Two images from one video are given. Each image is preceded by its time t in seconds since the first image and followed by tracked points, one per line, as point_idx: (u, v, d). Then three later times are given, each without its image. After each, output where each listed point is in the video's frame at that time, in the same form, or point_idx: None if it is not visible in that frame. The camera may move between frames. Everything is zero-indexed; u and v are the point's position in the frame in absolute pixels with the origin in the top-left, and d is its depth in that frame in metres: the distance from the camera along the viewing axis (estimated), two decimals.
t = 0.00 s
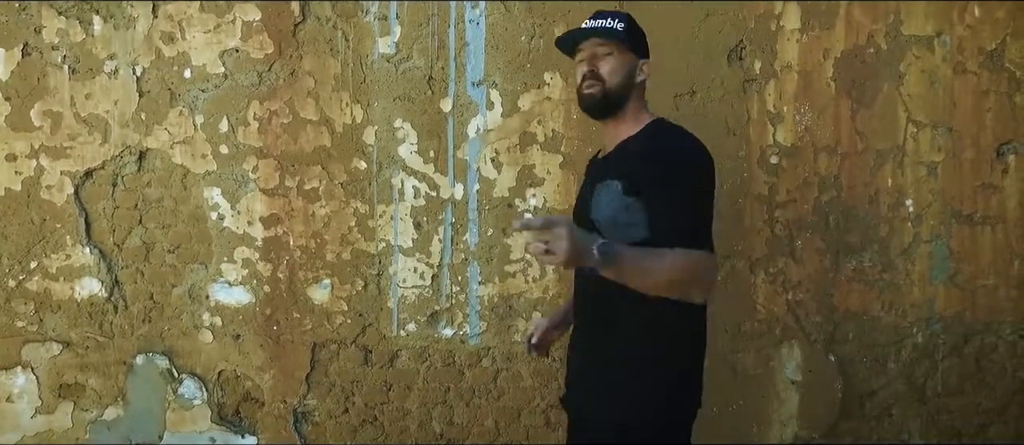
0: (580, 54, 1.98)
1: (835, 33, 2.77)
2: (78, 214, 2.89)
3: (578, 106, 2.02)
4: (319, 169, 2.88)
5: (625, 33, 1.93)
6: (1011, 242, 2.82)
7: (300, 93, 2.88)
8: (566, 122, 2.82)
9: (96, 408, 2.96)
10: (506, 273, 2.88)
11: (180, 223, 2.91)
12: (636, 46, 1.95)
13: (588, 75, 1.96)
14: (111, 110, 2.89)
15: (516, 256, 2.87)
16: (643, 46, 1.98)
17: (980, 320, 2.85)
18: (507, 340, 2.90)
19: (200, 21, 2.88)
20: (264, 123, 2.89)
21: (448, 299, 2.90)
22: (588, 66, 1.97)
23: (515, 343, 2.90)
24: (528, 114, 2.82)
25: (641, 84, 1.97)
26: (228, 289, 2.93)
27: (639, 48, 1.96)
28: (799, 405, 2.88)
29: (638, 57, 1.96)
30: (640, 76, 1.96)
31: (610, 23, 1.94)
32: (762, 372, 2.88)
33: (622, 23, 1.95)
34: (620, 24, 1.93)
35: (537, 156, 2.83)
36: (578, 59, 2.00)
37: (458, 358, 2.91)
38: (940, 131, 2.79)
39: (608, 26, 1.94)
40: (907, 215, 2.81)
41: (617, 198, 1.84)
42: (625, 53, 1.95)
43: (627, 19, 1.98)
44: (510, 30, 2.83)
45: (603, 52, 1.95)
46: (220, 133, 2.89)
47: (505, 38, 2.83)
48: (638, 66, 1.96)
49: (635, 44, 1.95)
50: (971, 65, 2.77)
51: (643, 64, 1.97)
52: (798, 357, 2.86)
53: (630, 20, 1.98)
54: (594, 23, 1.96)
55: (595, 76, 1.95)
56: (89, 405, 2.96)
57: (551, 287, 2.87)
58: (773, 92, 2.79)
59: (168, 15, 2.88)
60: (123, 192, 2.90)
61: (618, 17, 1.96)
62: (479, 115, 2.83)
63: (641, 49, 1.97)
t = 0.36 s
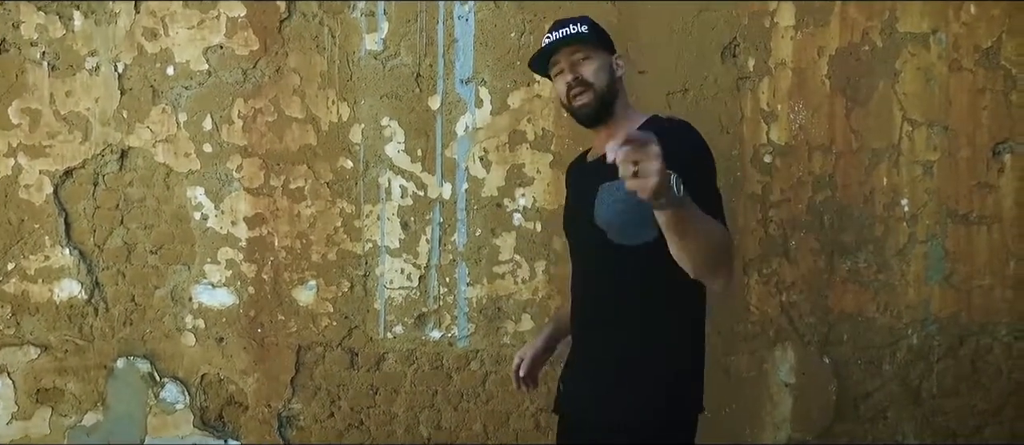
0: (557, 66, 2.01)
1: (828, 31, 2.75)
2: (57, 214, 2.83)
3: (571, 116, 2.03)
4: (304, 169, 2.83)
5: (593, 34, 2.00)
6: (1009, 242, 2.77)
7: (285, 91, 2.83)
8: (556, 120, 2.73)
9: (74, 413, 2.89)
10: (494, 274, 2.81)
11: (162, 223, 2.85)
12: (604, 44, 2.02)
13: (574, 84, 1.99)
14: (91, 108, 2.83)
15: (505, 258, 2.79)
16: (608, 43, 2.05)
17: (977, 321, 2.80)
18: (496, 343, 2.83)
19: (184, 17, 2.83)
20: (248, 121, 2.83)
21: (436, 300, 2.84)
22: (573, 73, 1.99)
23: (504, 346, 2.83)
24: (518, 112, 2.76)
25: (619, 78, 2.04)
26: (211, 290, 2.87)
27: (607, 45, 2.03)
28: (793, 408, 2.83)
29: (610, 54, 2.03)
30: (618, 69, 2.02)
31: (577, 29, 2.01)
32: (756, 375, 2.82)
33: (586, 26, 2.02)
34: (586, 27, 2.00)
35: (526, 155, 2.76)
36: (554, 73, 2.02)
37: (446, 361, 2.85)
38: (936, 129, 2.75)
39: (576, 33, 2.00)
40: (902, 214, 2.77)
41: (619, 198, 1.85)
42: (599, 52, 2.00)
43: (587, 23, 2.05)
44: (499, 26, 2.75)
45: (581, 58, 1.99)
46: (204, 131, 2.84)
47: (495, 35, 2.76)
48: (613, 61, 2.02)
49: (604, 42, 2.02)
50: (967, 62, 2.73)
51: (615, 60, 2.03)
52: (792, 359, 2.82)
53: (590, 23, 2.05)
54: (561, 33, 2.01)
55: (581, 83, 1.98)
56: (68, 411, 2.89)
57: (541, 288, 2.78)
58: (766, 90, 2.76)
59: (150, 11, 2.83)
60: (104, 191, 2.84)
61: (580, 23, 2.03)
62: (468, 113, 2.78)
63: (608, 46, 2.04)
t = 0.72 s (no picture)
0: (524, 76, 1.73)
1: (812, 27, 2.67)
2: (15, 217, 2.74)
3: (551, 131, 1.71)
4: (271, 169, 2.74)
5: (563, 30, 1.67)
6: (997, 244, 2.69)
7: (252, 88, 2.73)
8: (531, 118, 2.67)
9: (32, 423, 2.80)
10: (467, 277, 2.72)
11: (125, 224, 2.76)
12: (578, 39, 1.68)
13: (545, 95, 1.68)
14: (51, 105, 2.75)
15: (478, 260, 2.71)
16: (589, 38, 1.72)
17: (965, 324, 2.71)
18: (469, 349, 2.74)
19: (148, 12, 2.74)
20: (214, 119, 2.74)
21: (408, 304, 2.75)
22: (545, 81, 1.69)
23: (478, 351, 2.74)
24: (492, 110, 2.68)
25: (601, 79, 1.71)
26: (175, 295, 2.77)
27: (584, 40, 1.69)
28: (776, 415, 2.74)
29: (588, 51, 1.69)
30: (599, 68, 1.70)
31: (542, 27, 1.68)
32: (738, 380, 2.74)
33: (556, 23, 1.68)
34: (556, 25, 1.67)
35: (500, 154, 2.68)
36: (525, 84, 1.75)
37: (418, 366, 2.76)
38: (922, 127, 2.67)
39: (543, 32, 1.67)
40: (888, 215, 2.68)
41: (599, 221, 1.51)
42: (572, 52, 1.68)
43: (559, 17, 1.71)
44: (473, 21, 2.69)
45: (551, 63, 1.69)
46: (168, 130, 2.75)
47: (468, 30, 2.69)
48: (591, 59, 1.69)
49: (579, 36, 1.68)
50: (954, 58, 2.65)
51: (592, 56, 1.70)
52: (775, 364, 2.73)
53: (562, 17, 1.71)
54: (524, 34, 1.70)
55: (553, 93, 1.67)
56: (25, 421, 2.80)
57: (515, 292, 2.71)
58: (748, 87, 2.68)
59: (112, 5, 2.74)
60: (64, 192, 2.75)
61: (546, 19, 1.70)
62: (440, 110, 2.70)
63: (587, 43, 1.70)
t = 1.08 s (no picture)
0: (494, 45, 1.54)
1: (797, 23, 2.57)
2: None
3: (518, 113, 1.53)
4: (237, 172, 2.64)
5: None
6: (989, 248, 2.58)
7: (216, 88, 2.63)
8: (505, 118, 2.57)
9: None
10: (440, 284, 2.63)
11: (85, 230, 2.67)
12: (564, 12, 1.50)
13: (516, 70, 1.49)
14: (7, 106, 2.66)
15: (450, 266, 2.61)
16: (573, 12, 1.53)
17: (957, 332, 2.61)
18: (441, 358, 2.65)
19: (107, 9, 2.64)
20: (177, 121, 2.64)
21: (377, 312, 2.65)
22: (517, 53, 1.49)
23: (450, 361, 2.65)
24: (464, 110, 2.58)
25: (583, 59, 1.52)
26: (138, 303, 2.68)
27: (570, 13, 1.51)
28: (760, 425, 2.65)
29: (572, 27, 1.51)
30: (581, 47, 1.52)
31: None
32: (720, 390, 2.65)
33: None
34: None
35: (473, 156, 2.58)
36: (494, 54, 1.55)
37: (390, 376, 2.67)
38: (911, 127, 2.57)
39: None
40: (875, 218, 2.59)
41: (583, 245, 1.37)
42: (553, 25, 1.49)
43: None
44: (445, 18, 2.58)
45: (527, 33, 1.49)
46: (130, 131, 2.65)
47: (439, 27, 2.59)
48: (575, 36, 1.51)
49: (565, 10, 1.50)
50: (943, 56, 2.55)
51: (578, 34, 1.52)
52: (759, 373, 2.64)
53: None
54: None
55: (526, 68, 1.48)
56: None
57: (489, 299, 2.61)
58: (730, 87, 2.58)
59: (70, 2, 2.64)
60: (21, 196, 2.66)
61: None
62: (410, 111, 2.60)
63: (571, 18, 1.52)
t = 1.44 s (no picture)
0: None
1: (794, 18, 2.46)
2: None
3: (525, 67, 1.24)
4: (209, 172, 2.53)
5: None
6: (993, 252, 2.47)
7: (188, 85, 2.52)
8: (488, 116, 2.47)
9: None
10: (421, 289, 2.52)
11: (52, 233, 2.56)
12: None
13: (544, 11, 1.17)
14: None
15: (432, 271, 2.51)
16: None
17: (958, 339, 2.50)
18: (423, 366, 2.54)
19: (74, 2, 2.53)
20: (147, 119, 2.53)
21: (356, 318, 2.55)
22: None
23: (432, 369, 2.54)
24: (447, 108, 2.48)
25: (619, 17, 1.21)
26: (107, 309, 2.57)
27: None
28: (755, 435, 2.55)
29: None
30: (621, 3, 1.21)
31: None
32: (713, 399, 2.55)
33: None
34: None
35: (455, 156, 2.48)
36: None
37: (370, 385, 2.56)
38: (911, 126, 2.46)
39: None
40: (874, 220, 2.48)
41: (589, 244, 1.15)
42: None
43: None
44: (425, 12, 2.48)
45: None
46: (98, 130, 2.54)
47: (420, 21, 2.48)
48: None
49: None
50: (946, 52, 2.44)
51: None
52: (753, 381, 2.55)
53: None
54: None
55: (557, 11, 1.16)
56: None
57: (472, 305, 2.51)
58: (724, 84, 2.48)
59: None
60: None
61: None
62: (390, 108, 2.49)
63: None
